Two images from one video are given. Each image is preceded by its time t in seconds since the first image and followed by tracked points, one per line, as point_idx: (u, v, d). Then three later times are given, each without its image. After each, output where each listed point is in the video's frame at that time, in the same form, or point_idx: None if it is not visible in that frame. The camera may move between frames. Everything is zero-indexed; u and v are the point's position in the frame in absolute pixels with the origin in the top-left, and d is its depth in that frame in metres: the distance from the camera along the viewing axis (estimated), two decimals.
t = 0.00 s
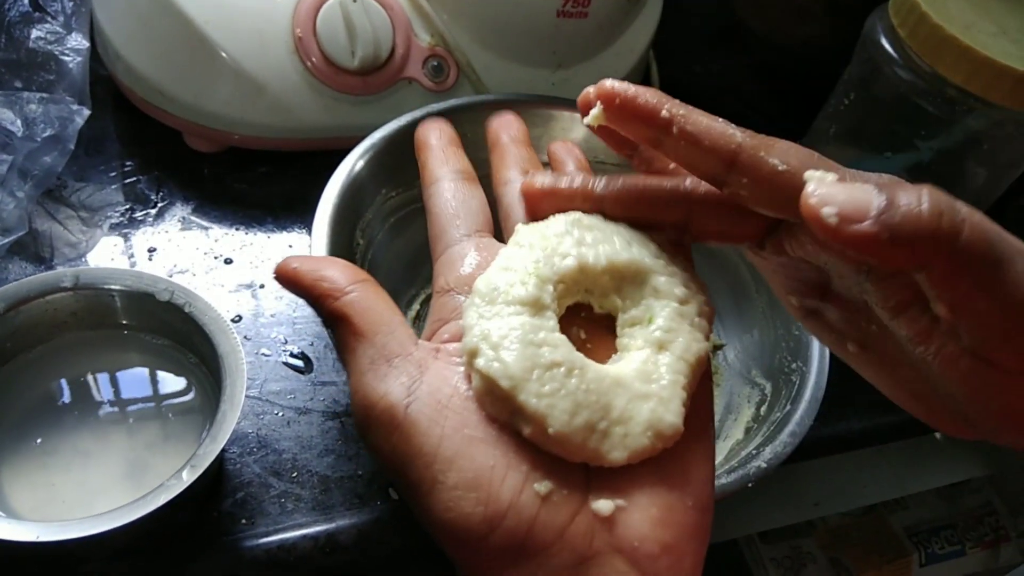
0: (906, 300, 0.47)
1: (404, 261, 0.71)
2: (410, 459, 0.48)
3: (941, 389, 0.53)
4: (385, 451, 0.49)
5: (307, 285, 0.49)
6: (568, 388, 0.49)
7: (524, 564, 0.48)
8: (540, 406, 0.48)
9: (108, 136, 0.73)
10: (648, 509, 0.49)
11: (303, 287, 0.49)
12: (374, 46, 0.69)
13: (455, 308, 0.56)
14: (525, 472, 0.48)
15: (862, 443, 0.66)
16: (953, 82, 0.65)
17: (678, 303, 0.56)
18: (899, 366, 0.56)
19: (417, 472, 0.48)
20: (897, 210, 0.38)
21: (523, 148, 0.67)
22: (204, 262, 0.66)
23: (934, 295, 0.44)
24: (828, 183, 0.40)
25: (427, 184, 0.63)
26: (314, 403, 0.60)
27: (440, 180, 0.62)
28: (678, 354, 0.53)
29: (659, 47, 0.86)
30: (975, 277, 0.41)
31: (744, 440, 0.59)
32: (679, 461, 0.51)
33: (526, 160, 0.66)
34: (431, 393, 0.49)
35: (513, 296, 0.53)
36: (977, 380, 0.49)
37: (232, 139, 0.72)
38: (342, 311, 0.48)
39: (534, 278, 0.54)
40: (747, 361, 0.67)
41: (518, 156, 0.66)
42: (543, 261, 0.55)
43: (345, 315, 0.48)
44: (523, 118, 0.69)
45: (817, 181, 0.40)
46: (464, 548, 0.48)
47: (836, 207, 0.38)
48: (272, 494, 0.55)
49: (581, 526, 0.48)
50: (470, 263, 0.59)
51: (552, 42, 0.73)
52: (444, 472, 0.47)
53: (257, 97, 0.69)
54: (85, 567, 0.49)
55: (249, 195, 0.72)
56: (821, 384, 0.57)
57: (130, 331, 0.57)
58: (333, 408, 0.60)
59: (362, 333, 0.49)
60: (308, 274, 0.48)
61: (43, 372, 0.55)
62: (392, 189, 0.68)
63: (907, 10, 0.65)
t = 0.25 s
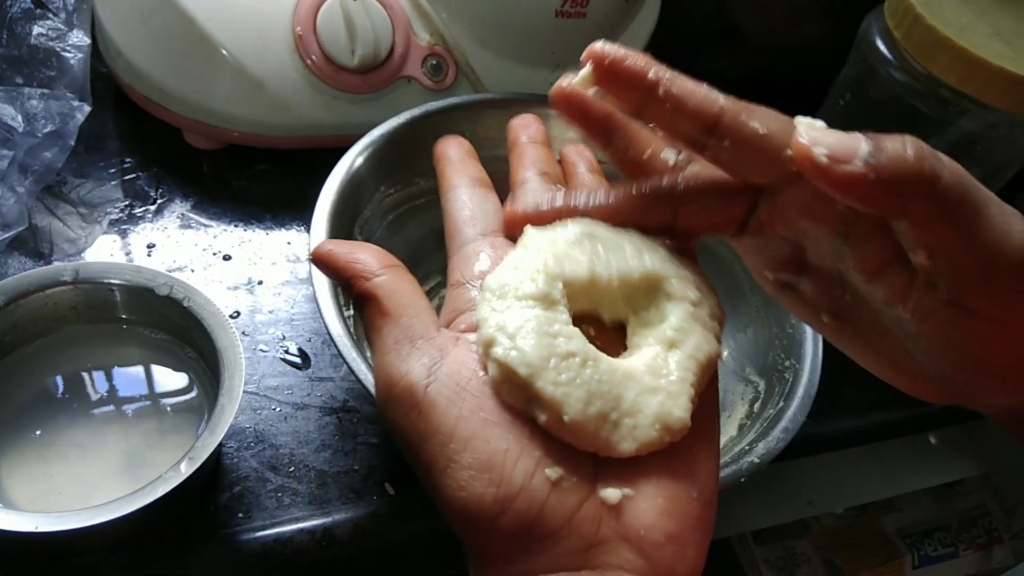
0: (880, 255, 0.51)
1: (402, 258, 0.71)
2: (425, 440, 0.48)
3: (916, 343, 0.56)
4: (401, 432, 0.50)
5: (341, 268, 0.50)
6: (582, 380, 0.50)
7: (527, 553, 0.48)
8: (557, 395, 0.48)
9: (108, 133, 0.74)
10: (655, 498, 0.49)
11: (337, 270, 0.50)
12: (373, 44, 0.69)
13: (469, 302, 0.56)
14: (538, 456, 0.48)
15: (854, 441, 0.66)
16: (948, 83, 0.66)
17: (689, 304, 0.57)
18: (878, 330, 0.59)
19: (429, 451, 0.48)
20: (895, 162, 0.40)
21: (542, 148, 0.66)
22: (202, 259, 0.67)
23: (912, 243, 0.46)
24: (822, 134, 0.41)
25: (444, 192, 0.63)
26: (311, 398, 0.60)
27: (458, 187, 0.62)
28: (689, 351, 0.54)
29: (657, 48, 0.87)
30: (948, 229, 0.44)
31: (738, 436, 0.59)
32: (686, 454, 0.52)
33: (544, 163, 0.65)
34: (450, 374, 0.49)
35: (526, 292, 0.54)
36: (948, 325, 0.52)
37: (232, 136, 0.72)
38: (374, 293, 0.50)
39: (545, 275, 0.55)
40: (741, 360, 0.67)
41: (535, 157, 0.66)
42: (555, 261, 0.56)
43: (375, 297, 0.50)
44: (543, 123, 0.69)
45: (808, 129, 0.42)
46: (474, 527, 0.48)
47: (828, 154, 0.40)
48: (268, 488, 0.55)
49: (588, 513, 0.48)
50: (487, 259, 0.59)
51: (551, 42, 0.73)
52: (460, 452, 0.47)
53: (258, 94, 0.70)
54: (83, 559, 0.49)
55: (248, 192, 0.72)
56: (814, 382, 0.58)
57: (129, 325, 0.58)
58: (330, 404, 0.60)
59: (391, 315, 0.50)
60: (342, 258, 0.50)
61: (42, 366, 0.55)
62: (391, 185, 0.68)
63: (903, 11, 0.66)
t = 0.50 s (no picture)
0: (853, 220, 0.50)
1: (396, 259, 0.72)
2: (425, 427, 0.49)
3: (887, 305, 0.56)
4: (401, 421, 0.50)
5: (356, 267, 0.53)
6: (577, 379, 0.51)
7: (519, 543, 0.48)
8: (555, 391, 0.49)
9: (105, 135, 0.74)
10: (645, 492, 0.50)
11: (352, 268, 0.53)
12: (369, 48, 0.70)
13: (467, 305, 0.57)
14: (532, 448, 0.49)
15: (844, 439, 0.67)
16: (935, 87, 0.67)
17: (681, 313, 0.57)
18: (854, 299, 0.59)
19: (427, 440, 0.49)
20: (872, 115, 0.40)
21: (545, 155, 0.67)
22: (199, 259, 0.67)
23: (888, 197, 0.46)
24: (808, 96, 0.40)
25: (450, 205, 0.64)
26: (306, 397, 0.61)
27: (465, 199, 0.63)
28: (680, 356, 0.54)
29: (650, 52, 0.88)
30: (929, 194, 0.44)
31: (727, 433, 0.60)
32: (675, 451, 0.52)
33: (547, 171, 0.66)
34: (453, 369, 0.50)
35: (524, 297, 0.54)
36: (930, 289, 0.51)
37: (228, 139, 0.73)
38: (386, 288, 0.52)
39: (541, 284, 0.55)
40: (731, 358, 0.68)
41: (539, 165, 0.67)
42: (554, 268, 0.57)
43: (387, 293, 0.52)
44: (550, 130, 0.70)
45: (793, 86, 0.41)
46: (469, 517, 0.48)
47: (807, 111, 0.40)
48: (264, 485, 0.56)
49: (578, 506, 0.49)
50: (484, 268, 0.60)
51: (544, 46, 0.74)
52: (457, 440, 0.48)
53: (253, 97, 0.70)
54: (80, 555, 0.49)
55: (244, 194, 0.73)
56: (802, 379, 0.58)
57: (126, 325, 0.58)
58: (325, 403, 0.61)
59: (401, 308, 0.51)
60: (357, 257, 0.53)
61: (40, 364, 0.56)
62: (386, 187, 0.69)
63: (891, 16, 0.67)
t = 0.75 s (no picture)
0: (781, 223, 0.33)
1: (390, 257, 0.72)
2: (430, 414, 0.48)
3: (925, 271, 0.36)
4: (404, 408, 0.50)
5: (363, 263, 0.54)
6: (582, 370, 0.52)
7: (519, 528, 0.48)
8: (561, 378, 0.50)
9: (99, 134, 0.74)
10: (648, 482, 0.50)
11: (360, 265, 0.54)
12: (362, 48, 0.70)
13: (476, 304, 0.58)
14: (539, 433, 0.49)
15: (835, 437, 0.67)
16: (923, 87, 0.67)
17: (682, 312, 0.59)
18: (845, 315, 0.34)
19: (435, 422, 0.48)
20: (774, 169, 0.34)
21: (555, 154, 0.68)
22: (193, 257, 0.68)
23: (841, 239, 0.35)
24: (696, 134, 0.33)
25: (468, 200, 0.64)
26: (300, 394, 0.61)
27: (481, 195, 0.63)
28: (682, 352, 0.56)
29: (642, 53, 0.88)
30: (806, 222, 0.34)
31: (719, 429, 0.61)
32: (677, 444, 0.53)
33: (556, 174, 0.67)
34: (460, 356, 0.50)
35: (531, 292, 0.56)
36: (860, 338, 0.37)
37: (222, 138, 0.73)
38: (393, 283, 0.53)
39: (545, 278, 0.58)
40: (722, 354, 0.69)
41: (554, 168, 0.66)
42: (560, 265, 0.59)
43: (394, 287, 0.52)
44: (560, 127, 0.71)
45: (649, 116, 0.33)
46: (472, 501, 0.48)
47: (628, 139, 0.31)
48: (258, 482, 0.56)
49: (579, 492, 0.49)
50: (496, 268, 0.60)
51: (537, 46, 0.75)
52: (466, 422, 0.47)
53: (247, 96, 0.71)
54: (75, 552, 0.49)
55: (238, 192, 0.73)
56: (793, 375, 0.59)
57: (120, 322, 0.58)
58: (319, 400, 0.61)
59: (407, 301, 0.52)
60: (366, 255, 0.54)
61: (35, 360, 0.56)
62: (380, 186, 0.69)
63: (880, 16, 0.68)
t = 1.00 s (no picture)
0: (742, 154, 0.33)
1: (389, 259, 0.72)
2: (438, 422, 0.49)
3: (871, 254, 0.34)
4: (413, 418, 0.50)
5: (370, 275, 0.55)
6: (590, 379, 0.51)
7: (526, 542, 0.48)
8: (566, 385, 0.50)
9: (98, 135, 0.75)
10: (654, 491, 0.51)
11: (367, 276, 0.55)
12: (361, 51, 0.71)
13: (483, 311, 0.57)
14: (544, 442, 0.50)
15: (830, 440, 0.68)
16: (919, 92, 0.68)
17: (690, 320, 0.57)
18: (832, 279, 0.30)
19: (440, 430, 0.48)
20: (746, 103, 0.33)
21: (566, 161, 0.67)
22: (191, 259, 0.68)
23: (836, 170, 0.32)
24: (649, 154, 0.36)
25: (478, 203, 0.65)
26: (298, 396, 0.61)
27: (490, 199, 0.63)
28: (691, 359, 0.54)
29: (640, 57, 0.89)
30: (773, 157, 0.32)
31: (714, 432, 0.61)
32: (680, 452, 0.53)
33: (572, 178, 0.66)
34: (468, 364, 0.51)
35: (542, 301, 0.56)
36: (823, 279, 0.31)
37: (221, 139, 0.73)
38: (398, 293, 0.53)
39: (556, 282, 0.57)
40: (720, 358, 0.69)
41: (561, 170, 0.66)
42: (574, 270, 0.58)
43: (400, 297, 0.53)
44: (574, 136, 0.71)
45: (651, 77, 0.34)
46: (481, 511, 0.48)
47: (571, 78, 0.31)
48: (255, 483, 0.56)
49: (588, 500, 0.49)
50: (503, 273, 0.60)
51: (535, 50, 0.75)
52: (472, 430, 0.48)
53: (247, 98, 0.71)
54: (73, 552, 0.50)
55: (237, 194, 0.73)
56: (788, 379, 0.59)
57: (118, 323, 0.59)
58: (317, 402, 0.61)
59: (413, 312, 0.52)
60: (372, 267, 0.55)
61: (34, 362, 0.56)
62: (379, 188, 0.70)
63: (876, 22, 0.68)
